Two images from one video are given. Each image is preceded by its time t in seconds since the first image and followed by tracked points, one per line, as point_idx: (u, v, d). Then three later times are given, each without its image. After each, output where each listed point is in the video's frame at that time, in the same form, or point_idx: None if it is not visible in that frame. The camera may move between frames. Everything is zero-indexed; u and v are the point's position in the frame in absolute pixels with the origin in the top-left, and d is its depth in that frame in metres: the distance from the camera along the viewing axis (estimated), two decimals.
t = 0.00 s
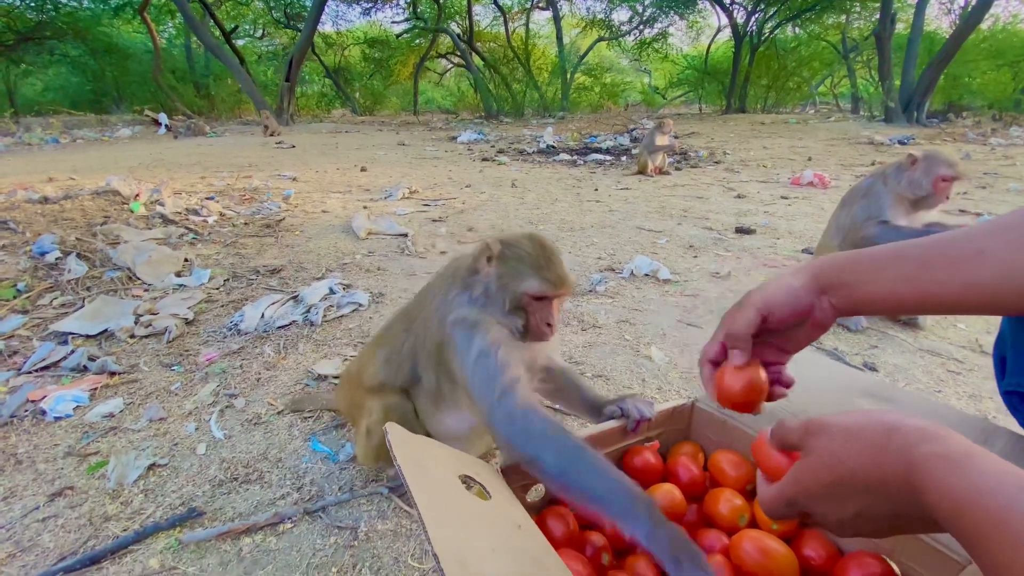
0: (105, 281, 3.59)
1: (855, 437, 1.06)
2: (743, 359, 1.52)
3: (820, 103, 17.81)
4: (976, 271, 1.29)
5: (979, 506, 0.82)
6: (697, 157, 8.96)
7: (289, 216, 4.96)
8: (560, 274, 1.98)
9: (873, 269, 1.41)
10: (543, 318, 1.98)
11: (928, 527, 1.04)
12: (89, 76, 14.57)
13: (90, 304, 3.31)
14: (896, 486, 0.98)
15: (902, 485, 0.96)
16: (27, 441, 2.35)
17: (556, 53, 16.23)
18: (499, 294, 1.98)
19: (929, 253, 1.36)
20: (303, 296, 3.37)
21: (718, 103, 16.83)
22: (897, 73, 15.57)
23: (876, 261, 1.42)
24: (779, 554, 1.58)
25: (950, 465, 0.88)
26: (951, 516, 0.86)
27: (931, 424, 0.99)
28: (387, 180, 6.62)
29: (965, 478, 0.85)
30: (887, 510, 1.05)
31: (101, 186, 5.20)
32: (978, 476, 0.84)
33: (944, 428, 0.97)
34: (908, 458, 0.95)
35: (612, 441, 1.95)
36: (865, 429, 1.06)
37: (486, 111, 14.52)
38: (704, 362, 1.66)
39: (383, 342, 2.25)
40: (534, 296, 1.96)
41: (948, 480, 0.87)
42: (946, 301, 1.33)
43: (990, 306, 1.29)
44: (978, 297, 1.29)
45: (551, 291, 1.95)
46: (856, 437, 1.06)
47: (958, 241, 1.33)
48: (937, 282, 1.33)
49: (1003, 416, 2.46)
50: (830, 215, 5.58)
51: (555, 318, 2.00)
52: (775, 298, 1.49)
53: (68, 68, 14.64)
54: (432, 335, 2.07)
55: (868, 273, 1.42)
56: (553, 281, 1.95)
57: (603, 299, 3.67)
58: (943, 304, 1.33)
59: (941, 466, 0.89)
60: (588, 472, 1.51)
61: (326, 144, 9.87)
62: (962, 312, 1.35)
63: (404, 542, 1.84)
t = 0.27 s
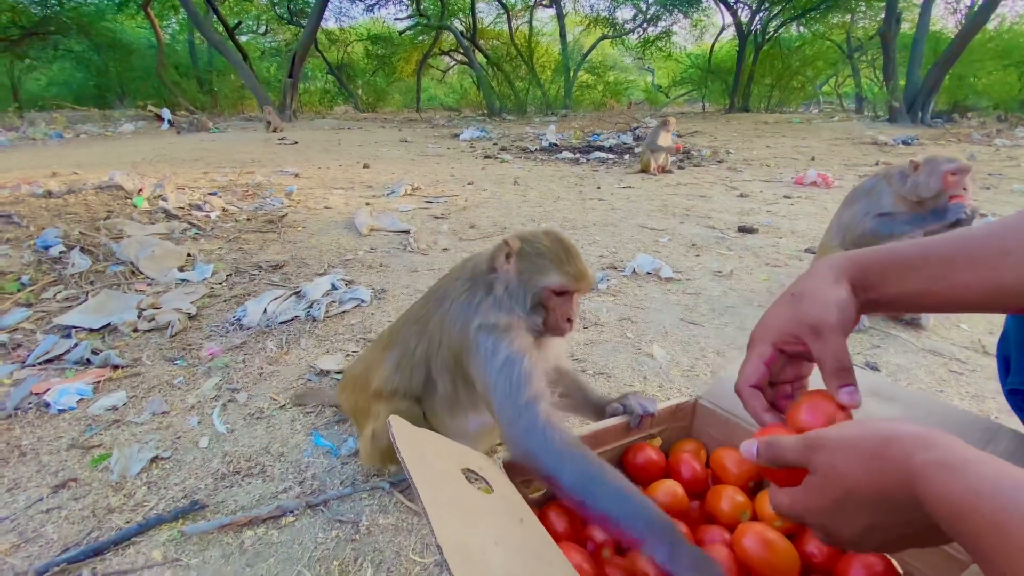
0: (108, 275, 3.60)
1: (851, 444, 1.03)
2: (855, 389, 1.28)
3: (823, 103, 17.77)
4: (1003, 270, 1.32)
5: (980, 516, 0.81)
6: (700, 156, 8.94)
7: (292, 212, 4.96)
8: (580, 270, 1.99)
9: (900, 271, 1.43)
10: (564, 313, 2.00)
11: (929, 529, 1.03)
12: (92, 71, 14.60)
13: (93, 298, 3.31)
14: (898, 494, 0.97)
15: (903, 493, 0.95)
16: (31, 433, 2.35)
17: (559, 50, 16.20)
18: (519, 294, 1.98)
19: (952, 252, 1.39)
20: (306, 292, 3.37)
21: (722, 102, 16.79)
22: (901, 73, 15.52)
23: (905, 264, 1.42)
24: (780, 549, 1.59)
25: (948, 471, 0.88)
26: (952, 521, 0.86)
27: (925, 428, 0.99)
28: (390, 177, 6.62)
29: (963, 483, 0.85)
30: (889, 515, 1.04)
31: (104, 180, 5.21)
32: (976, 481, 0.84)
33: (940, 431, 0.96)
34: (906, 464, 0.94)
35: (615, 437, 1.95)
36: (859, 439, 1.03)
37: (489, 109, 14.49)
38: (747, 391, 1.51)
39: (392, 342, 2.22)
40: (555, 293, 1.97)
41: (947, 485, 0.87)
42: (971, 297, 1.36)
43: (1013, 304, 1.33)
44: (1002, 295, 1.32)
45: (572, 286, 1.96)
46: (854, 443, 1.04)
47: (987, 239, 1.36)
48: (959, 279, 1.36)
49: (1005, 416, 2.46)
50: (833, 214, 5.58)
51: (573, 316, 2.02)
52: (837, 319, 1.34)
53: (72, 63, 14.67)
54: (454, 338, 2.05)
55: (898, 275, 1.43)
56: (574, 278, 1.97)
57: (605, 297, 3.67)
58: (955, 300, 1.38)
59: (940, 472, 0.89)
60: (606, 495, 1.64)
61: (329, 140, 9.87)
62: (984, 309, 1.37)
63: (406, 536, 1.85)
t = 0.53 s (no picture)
0: (111, 268, 3.60)
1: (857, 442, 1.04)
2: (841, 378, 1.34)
3: (828, 104, 17.72)
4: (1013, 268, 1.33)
5: (983, 517, 0.82)
6: (703, 156, 8.93)
7: (294, 208, 4.97)
8: (554, 241, 2.02)
9: (910, 262, 1.42)
10: (539, 284, 2.03)
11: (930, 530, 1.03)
12: (96, 66, 14.61)
13: (96, 291, 3.32)
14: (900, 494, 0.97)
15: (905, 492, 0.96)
16: (32, 425, 2.36)
17: (563, 49, 16.19)
18: (494, 268, 2.03)
19: (962, 246, 1.39)
20: (308, 287, 3.38)
21: (725, 102, 16.76)
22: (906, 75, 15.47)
23: (915, 254, 1.42)
24: (775, 548, 1.60)
25: (952, 473, 0.88)
26: (953, 523, 0.86)
27: (928, 430, 0.99)
28: (393, 175, 6.62)
29: (967, 485, 0.85)
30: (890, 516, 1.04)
31: (107, 175, 5.22)
32: (979, 482, 0.84)
33: (945, 434, 0.96)
34: (910, 468, 0.94)
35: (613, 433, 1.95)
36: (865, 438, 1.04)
37: (493, 107, 14.46)
38: (773, 379, 1.43)
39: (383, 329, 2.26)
40: (529, 263, 2.00)
41: (950, 487, 0.87)
42: (976, 292, 1.37)
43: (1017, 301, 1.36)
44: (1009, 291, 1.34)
45: (544, 255, 1.99)
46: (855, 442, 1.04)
47: (993, 236, 1.38)
48: (963, 274, 1.38)
49: (1005, 418, 2.46)
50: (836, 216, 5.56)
51: (549, 286, 2.05)
52: (840, 311, 1.35)
53: (76, 57, 14.70)
54: (429, 314, 2.15)
55: (906, 265, 1.42)
56: (547, 246, 2.00)
57: (607, 296, 3.67)
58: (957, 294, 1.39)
59: (940, 475, 0.90)
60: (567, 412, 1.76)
61: (332, 137, 9.87)
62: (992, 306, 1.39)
63: (404, 530, 1.85)
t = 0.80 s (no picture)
0: (117, 264, 3.61)
1: (866, 434, 1.03)
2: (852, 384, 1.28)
3: (831, 106, 17.70)
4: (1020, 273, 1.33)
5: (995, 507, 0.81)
6: (707, 157, 8.93)
7: (299, 206, 4.98)
8: (547, 242, 2.02)
9: (919, 270, 1.41)
10: (533, 288, 2.03)
11: (940, 525, 1.03)
12: (102, 63, 14.66)
13: (102, 286, 3.33)
14: (909, 486, 0.97)
15: (914, 484, 0.95)
16: (39, 419, 2.37)
17: (567, 50, 16.22)
18: (488, 268, 2.04)
19: (969, 250, 1.38)
20: (313, 285, 3.38)
21: (729, 104, 16.74)
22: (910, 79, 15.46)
23: (923, 260, 1.42)
24: (782, 546, 1.59)
25: (963, 464, 0.88)
26: (965, 513, 0.86)
27: (938, 421, 0.99)
28: (397, 174, 6.63)
29: (978, 475, 0.85)
30: (901, 511, 1.04)
31: (113, 171, 5.23)
32: (990, 473, 0.84)
33: (955, 427, 0.96)
34: (919, 459, 0.94)
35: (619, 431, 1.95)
36: (873, 429, 1.04)
37: (496, 107, 14.47)
38: (766, 385, 1.48)
39: (383, 321, 2.27)
40: (522, 265, 2.00)
41: (961, 478, 0.87)
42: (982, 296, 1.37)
43: None
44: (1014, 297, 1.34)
45: (539, 260, 1.99)
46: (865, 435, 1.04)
47: (999, 240, 1.37)
48: (972, 279, 1.37)
49: (1011, 421, 2.46)
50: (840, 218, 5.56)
51: (543, 289, 2.05)
52: (848, 316, 1.35)
53: (81, 54, 14.75)
54: (420, 304, 2.16)
55: (913, 273, 1.42)
56: (541, 249, 2.00)
57: (612, 296, 3.67)
58: (966, 298, 1.38)
59: (952, 465, 0.89)
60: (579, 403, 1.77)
61: (336, 136, 9.89)
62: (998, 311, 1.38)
63: (410, 526, 1.85)
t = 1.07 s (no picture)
0: (119, 264, 3.62)
1: (862, 437, 1.04)
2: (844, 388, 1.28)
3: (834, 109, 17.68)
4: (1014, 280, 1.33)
5: (987, 511, 0.81)
6: (708, 160, 8.93)
7: (300, 206, 4.98)
8: (547, 260, 2.00)
9: (915, 277, 1.41)
10: (529, 305, 2.02)
11: (934, 529, 1.03)
12: (104, 63, 14.68)
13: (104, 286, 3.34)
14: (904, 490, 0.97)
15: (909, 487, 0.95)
16: (40, 418, 2.37)
17: (569, 51, 16.23)
18: (486, 280, 2.03)
19: (965, 258, 1.38)
20: (314, 286, 3.38)
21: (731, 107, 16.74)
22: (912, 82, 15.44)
23: (920, 267, 1.42)
24: (780, 550, 1.59)
25: (957, 468, 0.88)
26: (958, 519, 0.86)
27: (934, 425, 0.99)
28: (399, 174, 6.63)
29: (972, 480, 0.85)
30: (897, 515, 1.04)
31: (115, 170, 5.24)
32: (984, 477, 0.83)
33: (951, 432, 0.96)
34: (916, 462, 0.94)
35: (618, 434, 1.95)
36: (872, 433, 1.03)
37: (498, 108, 14.46)
38: (757, 393, 1.47)
39: (383, 319, 2.27)
40: (519, 283, 2.00)
41: (955, 483, 0.87)
42: (979, 305, 1.36)
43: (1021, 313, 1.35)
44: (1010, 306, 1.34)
45: (537, 279, 1.98)
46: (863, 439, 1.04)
47: (996, 248, 1.37)
48: (967, 285, 1.37)
49: (1009, 426, 2.45)
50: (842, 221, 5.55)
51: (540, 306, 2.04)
52: (842, 321, 1.34)
53: (84, 54, 14.77)
54: (419, 304, 2.15)
55: (909, 281, 1.42)
56: (540, 269, 1.98)
57: (613, 299, 3.68)
58: (961, 305, 1.38)
59: (946, 470, 0.89)
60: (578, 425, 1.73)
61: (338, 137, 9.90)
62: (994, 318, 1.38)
63: (409, 528, 1.85)
